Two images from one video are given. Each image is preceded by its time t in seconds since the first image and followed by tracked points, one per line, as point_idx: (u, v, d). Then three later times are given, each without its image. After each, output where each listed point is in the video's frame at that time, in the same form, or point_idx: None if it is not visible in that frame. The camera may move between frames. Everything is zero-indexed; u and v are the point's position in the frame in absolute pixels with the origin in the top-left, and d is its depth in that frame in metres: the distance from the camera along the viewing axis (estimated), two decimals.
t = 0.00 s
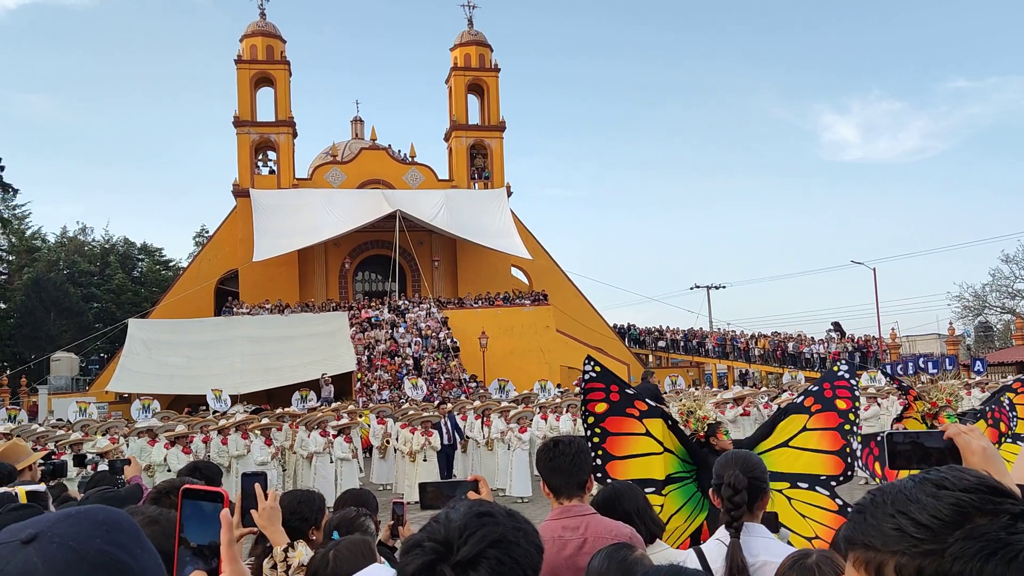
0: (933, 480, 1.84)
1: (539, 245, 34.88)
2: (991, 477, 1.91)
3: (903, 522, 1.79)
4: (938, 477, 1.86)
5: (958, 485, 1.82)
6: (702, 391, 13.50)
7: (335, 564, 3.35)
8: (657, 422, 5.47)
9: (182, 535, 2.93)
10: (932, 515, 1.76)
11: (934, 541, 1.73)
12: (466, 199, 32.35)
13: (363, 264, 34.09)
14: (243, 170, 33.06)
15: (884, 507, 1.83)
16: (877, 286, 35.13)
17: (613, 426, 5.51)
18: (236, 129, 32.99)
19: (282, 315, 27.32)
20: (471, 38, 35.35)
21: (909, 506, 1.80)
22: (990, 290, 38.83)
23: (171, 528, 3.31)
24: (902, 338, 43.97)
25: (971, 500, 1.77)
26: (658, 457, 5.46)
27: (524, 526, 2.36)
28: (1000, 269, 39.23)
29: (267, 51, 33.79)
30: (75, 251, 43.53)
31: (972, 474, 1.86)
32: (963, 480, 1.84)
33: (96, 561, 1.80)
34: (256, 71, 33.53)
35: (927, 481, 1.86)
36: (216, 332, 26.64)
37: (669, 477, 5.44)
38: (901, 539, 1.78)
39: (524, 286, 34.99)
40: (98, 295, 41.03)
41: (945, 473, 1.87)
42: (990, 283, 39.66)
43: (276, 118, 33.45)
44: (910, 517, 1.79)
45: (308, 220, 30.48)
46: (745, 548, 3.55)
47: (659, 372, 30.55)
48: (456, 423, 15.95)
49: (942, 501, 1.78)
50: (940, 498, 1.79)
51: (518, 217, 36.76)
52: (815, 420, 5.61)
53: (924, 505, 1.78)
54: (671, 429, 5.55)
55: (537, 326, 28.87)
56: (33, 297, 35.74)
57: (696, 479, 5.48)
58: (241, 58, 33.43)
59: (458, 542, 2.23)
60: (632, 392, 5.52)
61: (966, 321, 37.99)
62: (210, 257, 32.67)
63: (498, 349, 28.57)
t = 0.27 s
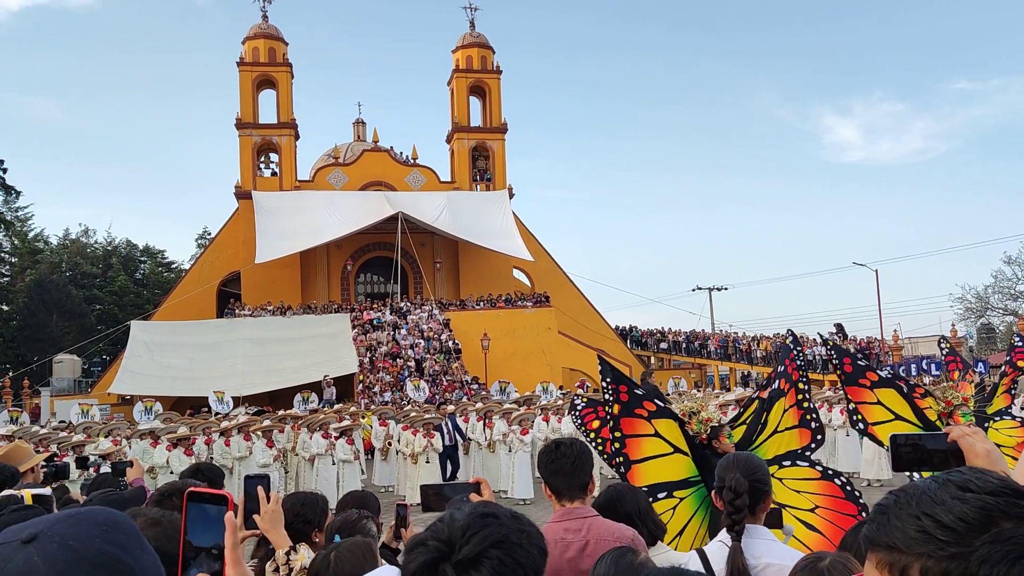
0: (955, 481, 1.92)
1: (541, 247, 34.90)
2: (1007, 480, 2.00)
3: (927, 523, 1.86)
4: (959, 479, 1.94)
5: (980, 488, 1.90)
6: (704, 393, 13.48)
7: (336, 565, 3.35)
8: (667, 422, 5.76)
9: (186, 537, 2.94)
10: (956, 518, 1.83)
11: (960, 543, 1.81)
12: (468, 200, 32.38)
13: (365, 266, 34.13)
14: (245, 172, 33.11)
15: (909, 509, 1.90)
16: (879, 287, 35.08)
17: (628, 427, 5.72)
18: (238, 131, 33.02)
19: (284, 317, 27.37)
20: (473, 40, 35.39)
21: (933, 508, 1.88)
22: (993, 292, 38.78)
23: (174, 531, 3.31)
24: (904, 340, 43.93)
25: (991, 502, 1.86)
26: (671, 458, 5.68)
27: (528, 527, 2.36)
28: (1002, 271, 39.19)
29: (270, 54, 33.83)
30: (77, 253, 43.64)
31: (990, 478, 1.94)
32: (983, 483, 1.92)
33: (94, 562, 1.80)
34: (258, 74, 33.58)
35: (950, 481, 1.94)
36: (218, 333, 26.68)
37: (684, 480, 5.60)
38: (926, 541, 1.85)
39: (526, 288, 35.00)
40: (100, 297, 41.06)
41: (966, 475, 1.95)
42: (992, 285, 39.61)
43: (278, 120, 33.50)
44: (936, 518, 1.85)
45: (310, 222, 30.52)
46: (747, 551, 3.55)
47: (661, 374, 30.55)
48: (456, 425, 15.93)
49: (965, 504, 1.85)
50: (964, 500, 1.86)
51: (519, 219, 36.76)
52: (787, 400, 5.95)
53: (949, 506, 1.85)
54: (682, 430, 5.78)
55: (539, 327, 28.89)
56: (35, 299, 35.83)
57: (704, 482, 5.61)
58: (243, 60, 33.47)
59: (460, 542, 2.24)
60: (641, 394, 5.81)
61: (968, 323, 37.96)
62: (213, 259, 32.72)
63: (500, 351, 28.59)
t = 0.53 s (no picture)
0: (967, 484, 1.91)
1: (543, 248, 34.91)
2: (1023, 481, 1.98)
3: (935, 526, 1.87)
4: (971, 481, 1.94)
5: (992, 492, 1.89)
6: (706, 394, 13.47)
7: (338, 565, 3.35)
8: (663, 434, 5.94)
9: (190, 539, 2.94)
10: (965, 521, 1.83)
11: (967, 548, 1.81)
12: (470, 202, 32.40)
13: (367, 267, 34.14)
14: (248, 173, 33.14)
15: (918, 512, 1.91)
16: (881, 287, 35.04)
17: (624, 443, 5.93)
18: (241, 132, 33.06)
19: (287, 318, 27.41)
20: (475, 41, 35.42)
21: (943, 512, 1.88)
22: (996, 293, 38.74)
23: (176, 533, 3.30)
24: (906, 340, 43.91)
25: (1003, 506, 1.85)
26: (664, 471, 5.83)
27: (527, 528, 2.36)
28: (1005, 272, 39.16)
29: (272, 55, 33.88)
30: (80, 255, 43.70)
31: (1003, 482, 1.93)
32: (995, 487, 1.91)
33: (95, 560, 1.81)
34: (260, 75, 33.62)
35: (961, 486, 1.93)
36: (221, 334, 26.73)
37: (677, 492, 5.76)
38: (933, 545, 1.86)
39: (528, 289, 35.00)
40: (103, 299, 41.12)
41: (980, 477, 1.94)
42: (995, 285, 39.58)
43: (280, 122, 33.53)
44: (944, 522, 1.86)
45: (313, 223, 30.54)
46: (751, 553, 3.55)
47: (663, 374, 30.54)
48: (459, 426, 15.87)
49: (976, 507, 1.85)
50: (972, 504, 1.86)
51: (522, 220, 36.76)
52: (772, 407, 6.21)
53: (958, 511, 1.86)
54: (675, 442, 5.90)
55: (541, 328, 28.89)
56: (38, 300, 35.88)
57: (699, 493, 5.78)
58: (245, 62, 33.50)
59: (459, 542, 2.24)
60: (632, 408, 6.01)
61: (971, 324, 37.93)
62: (215, 260, 32.76)
63: (502, 352, 28.58)
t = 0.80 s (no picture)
0: (970, 488, 1.90)
1: (545, 248, 34.91)
2: None
3: (934, 527, 1.87)
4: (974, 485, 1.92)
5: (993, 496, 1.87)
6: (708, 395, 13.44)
7: (341, 565, 3.35)
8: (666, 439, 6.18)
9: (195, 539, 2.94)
10: (962, 523, 1.83)
11: (965, 548, 1.81)
12: (472, 202, 32.41)
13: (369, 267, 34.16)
14: (249, 174, 33.17)
15: (916, 512, 1.91)
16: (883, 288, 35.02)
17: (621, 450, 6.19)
18: (242, 133, 33.08)
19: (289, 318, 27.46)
20: (476, 41, 35.43)
21: (942, 512, 1.87)
22: (998, 293, 38.69)
23: (177, 534, 3.29)
24: (909, 341, 43.88)
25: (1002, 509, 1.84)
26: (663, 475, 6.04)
27: (527, 529, 2.36)
28: (1007, 272, 39.12)
29: (274, 56, 33.90)
30: (81, 255, 43.74)
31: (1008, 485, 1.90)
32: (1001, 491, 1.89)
33: (96, 558, 1.81)
34: (262, 76, 33.64)
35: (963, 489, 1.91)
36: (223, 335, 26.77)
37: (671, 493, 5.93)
38: (931, 544, 1.86)
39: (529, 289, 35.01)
40: (105, 299, 41.15)
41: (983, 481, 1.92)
42: (997, 286, 39.53)
43: (282, 122, 33.55)
44: (945, 524, 1.85)
45: (314, 224, 30.55)
46: (754, 554, 3.55)
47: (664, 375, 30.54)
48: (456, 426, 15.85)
49: (973, 510, 1.84)
50: (972, 506, 1.84)
51: (523, 221, 36.77)
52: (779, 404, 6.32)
53: (956, 512, 1.85)
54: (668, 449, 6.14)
55: (543, 329, 28.89)
56: (40, 301, 35.92)
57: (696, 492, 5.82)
58: (247, 63, 33.52)
59: (459, 542, 2.24)
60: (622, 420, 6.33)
61: (973, 324, 37.89)
62: (217, 260, 32.78)
63: (504, 353, 28.58)
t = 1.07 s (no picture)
0: (958, 490, 1.90)
1: (545, 248, 34.92)
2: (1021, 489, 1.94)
3: (921, 529, 1.88)
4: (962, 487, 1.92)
5: (981, 498, 1.86)
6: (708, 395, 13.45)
7: (342, 564, 3.36)
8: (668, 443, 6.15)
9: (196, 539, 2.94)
10: (947, 525, 1.84)
11: (950, 550, 1.82)
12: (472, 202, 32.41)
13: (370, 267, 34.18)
14: (250, 174, 33.19)
15: (903, 514, 1.92)
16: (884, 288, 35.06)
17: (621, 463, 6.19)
18: (243, 133, 33.11)
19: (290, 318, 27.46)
20: (477, 41, 35.44)
21: (927, 514, 1.89)
22: (999, 293, 38.69)
23: (178, 533, 3.29)
24: (909, 341, 43.87)
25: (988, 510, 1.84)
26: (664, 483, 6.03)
27: (526, 529, 2.36)
28: (1008, 272, 39.13)
29: (275, 56, 33.92)
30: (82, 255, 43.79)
31: (996, 487, 1.90)
32: (989, 493, 1.88)
33: (94, 556, 1.82)
34: (263, 76, 33.66)
35: (951, 491, 1.91)
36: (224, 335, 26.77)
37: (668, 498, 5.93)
38: (917, 545, 1.87)
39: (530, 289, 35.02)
40: (106, 299, 41.20)
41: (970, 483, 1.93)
42: (998, 286, 39.55)
43: (283, 122, 33.57)
44: (930, 526, 1.86)
45: (315, 224, 30.56)
46: (756, 555, 3.55)
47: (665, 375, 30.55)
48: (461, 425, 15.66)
49: (958, 512, 1.84)
50: (956, 508, 1.85)
51: (524, 221, 36.78)
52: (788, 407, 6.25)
53: (941, 515, 1.86)
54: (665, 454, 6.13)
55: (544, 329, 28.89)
56: (41, 301, 35.96)
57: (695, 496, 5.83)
58: (248, 63, 33.55)
59: (458, 541, 2.25)
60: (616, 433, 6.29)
61: (974, 324, 37.90)
62: (218, 261, 32.80)
63: (505, 353, 28.57)
